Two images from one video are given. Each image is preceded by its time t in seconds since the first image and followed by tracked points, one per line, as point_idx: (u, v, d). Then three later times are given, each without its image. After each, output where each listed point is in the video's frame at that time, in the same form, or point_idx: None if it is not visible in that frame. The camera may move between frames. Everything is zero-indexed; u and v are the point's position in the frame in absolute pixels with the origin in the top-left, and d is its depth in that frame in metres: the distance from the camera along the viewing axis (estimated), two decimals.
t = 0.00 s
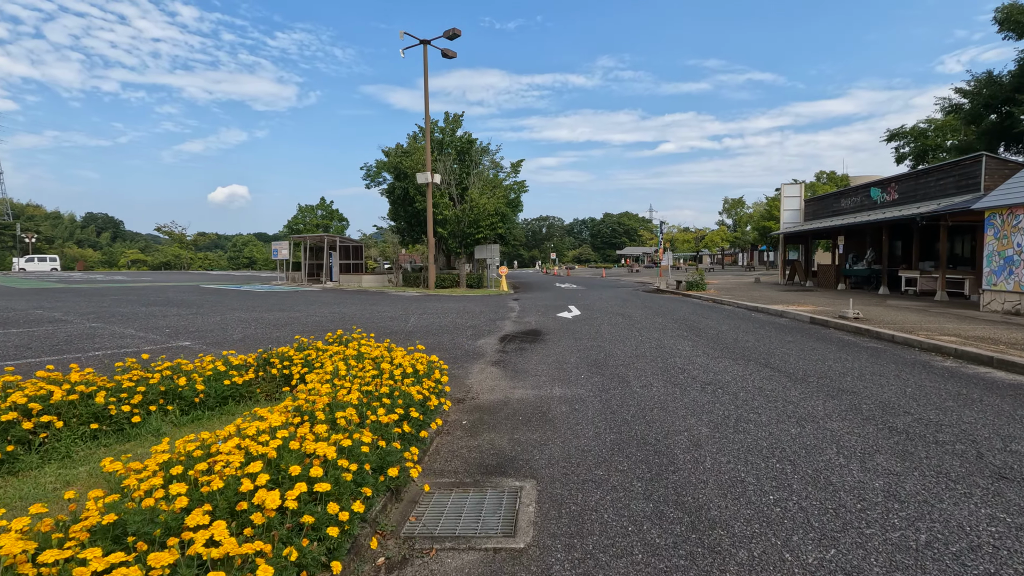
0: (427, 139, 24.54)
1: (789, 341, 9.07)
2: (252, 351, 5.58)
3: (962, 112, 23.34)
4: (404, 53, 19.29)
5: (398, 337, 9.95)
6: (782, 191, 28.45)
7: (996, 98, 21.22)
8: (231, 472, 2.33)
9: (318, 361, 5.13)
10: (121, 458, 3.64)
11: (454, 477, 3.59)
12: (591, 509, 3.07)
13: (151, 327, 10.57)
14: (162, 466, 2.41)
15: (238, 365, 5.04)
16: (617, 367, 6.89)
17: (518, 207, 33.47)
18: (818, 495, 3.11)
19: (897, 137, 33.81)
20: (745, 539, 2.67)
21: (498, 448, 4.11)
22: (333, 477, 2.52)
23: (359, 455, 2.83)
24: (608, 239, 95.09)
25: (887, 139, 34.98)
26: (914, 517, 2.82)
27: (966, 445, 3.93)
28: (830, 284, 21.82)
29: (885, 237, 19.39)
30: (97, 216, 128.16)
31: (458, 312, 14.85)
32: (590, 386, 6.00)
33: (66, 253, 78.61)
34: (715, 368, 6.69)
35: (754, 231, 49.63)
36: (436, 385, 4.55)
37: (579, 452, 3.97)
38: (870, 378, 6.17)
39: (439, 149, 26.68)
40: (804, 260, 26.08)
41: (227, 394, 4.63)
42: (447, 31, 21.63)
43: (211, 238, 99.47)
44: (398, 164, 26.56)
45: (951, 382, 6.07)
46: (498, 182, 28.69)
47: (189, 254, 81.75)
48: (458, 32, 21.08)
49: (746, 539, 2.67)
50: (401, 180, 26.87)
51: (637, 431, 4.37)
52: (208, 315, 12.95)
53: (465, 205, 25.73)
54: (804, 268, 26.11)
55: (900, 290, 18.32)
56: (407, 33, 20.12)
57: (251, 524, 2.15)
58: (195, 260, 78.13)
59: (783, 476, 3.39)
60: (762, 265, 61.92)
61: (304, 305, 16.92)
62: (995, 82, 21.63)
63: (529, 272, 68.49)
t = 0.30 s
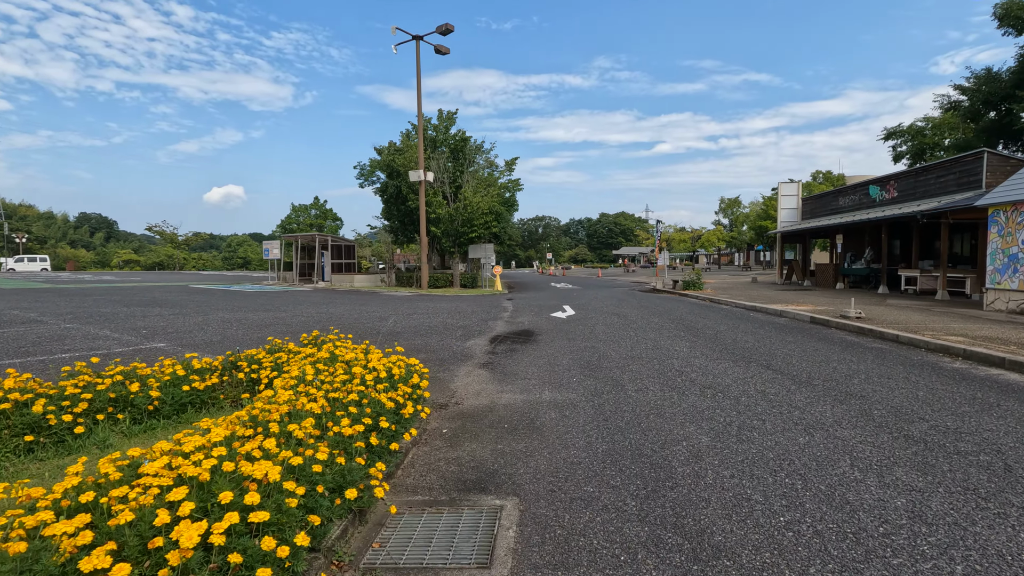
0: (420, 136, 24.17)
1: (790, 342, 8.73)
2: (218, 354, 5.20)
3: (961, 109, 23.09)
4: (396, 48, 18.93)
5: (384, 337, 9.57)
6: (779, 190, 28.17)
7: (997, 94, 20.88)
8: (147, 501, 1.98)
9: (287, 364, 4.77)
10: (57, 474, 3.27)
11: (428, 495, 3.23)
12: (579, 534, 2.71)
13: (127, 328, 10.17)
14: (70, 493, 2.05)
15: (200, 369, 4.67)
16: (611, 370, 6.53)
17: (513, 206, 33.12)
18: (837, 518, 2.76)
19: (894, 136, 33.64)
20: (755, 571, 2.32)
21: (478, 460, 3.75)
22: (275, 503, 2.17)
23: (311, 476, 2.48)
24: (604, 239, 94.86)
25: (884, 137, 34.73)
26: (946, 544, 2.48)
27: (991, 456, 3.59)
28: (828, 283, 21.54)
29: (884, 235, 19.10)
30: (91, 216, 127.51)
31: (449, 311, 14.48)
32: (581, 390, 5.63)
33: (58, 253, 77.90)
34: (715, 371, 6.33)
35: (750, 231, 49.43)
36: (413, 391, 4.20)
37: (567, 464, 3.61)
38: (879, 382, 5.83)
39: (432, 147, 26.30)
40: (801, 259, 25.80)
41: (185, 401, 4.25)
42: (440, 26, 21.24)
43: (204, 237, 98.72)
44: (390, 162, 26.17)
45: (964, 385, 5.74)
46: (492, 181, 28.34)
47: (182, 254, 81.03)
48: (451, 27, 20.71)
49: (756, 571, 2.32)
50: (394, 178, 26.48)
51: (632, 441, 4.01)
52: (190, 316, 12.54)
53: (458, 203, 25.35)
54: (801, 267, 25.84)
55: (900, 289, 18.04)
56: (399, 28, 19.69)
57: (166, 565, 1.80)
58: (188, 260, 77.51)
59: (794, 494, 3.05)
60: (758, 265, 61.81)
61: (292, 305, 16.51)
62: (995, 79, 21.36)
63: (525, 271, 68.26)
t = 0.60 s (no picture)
0: (414, 135, 23.76)
1: (793, 347, 8.36)
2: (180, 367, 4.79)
3: (962, 108, 22.79)
4: (388, 45, 18.58)
5: (370, 343, 9.16)
6: (778, 189, 27.84)
7: (999, 91, 20.50)
8: None
9: (251, 377, 4.36)
10: None
11: (394, 534, 2.82)
12: None
13: (103, 333, 9.74)
14: None
15: (154, 384, 4.26)
16: (606, 379, 6.15)
17: (509, 206, 32.75)
18: (867, 569, 2.37)
19: (893, 135, 33.35)
20: None
21: (456, 489, 3.35)
22: (184, 570, 1.78)
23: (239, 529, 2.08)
24: (602, 239, 94.64)
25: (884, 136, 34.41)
26: None
27: None
28: (828, 284, 21.19)
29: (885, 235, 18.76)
30: (86, 216, 126.72)
31: (441, 314, 14.07)
32: (574, 403, 5.24)
33: (52, 254, 77.33)
34: (717, 380, 5.94)
35: (748, 231, 49.17)
36: (385, 409, 3.80)
37: (556, 495, 3.20)
38: (890, 393, 5.46)
39: (426, 146, 25.89)
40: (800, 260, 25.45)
41: (133, 421, 3.83)
42: (434, 22, 20.84)
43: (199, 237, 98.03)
44: (384, 161, 25.75)
45: (983, 396, 5.37)
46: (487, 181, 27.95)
47: (176, 254, 80.37)
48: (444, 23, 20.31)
49: None
50: (387, 178, 26.06)
51: (629, 465, 3.61)
52: (172, 320, 12.11)
53: (453, 203, 24.93)
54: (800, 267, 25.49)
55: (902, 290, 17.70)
56: (391, 24, 19.24)
57: None
58: (183, 260, 76.92)
59: (814, 535, 2.66)
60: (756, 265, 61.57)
61: (280, 307, 16.10)
62: (996, 76, 21.03)
63: (522, 272, 67.83)
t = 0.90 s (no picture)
0: (406, 133, 23.32)
1: (797, 351, 7.99)
2: (135, 377, 4.36)
3: (961, 107, 22.54)
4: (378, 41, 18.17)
5: (354, 347, 8.74)
6: (774, 189, 27.57)
7: (998, 90, 20.24)
8: None
9: (209, 388, 3.93)
10: None
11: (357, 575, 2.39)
12: None
13: (73, 336, 9.27)
14: None
15: (100, 396, 3.83)
16: (601, 387, 5.76)
17: (503, 206, 32.37)
18: None
19: (890, 135, 33.17)
20: None
21: (431, 517, 2.94)
22: None
23: None
24: (597, 240, 94.38)
25: (880, 136, 34.19)
26: None
27: None
28: (826, 285, 20.90)
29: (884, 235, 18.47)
30: (77, 217, 125.60)
31: (432, 316, 13.64)
32: (568, 413, 4.83)
33: (42, 255, 76.47)
34: (720, 388, 5.56)
35: (743, 231, 48.98)
36: (355, 425, 3.38)
37: (546, 526, 2.80)
38: (907, 401, 5.09)
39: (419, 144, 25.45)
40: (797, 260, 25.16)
41: (71, 438, 3.40)
42: (426, 18, 20.41)
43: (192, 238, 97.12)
44: (375, 160, 25.29)
45: (1005, 405, 5.01)
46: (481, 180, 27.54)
47: (168, 255, 79.54)
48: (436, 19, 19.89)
49: None
50: (379, 177, 25.61)
51: (628, 488, 3.22)
52: (151, 322, 11.65)
53: (445, 203, 24.50)
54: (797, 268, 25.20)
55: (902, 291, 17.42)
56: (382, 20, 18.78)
57: None
58: (174, 261, 76.15)
59: None
60: (750, 266, 61.44)
61: (266, 309, 15.63)
62: (995, 75, 20.80)
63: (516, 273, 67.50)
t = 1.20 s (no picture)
0: (398, 133, 22.91)
1: (800, 359, 7.66)
2: (83, 396, 3.95)
3: (958, 109, 22.37)
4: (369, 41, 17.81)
5: (338, 355, 8.33)
6: (771, 191, 27.32)
7: (997, 91, 20.02)
8: None
9: (161, 408, 3.53)
10: None
11: None
12: None
13: (42, 345, 8.82)
14: None
15: (38, 418, 3.42)
16: (597, 401, 5.40)
17: (498, 209, 32.04)
18: None
19: (885, 137, 33.07)
20: None
21: (402, 564, 2.56)
22: None
23: None
24: (592, 242, 94.11)
25: (876, 138, 34.01)
26: None
27: None
28: (824, 288, 20.64)
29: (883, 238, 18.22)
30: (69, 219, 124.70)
31: (422, 322, 13.26)
32: (560, 432, 4.47)
33: (31, 258, 75.61)
34: (723, 401, 5.20)
35: (738, 234, 48.89)
36: (319, 452, 3.01)
37: (533, 574, 2.44)
38: (923, 417, 4.74)
39: (411, 146, 25.10)
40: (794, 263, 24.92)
41: None
42: (418, 18, 20.08)
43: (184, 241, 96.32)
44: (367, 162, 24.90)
45: None
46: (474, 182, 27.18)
47: (160, 258, 78.74)
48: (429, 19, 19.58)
49: None
50: (371, 179, 25.21)
51: (627, 526, 2.85)
52: (129, 328, 11.21)
53: (438, 205, 24.13)
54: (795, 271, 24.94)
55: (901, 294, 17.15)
56: (373, 19, 18.40)
57: None
58: (166, 263, 75.33)
59: None
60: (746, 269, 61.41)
61: (252, 313, 15.19)
62: (993, 76, 20.59)
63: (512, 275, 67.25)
